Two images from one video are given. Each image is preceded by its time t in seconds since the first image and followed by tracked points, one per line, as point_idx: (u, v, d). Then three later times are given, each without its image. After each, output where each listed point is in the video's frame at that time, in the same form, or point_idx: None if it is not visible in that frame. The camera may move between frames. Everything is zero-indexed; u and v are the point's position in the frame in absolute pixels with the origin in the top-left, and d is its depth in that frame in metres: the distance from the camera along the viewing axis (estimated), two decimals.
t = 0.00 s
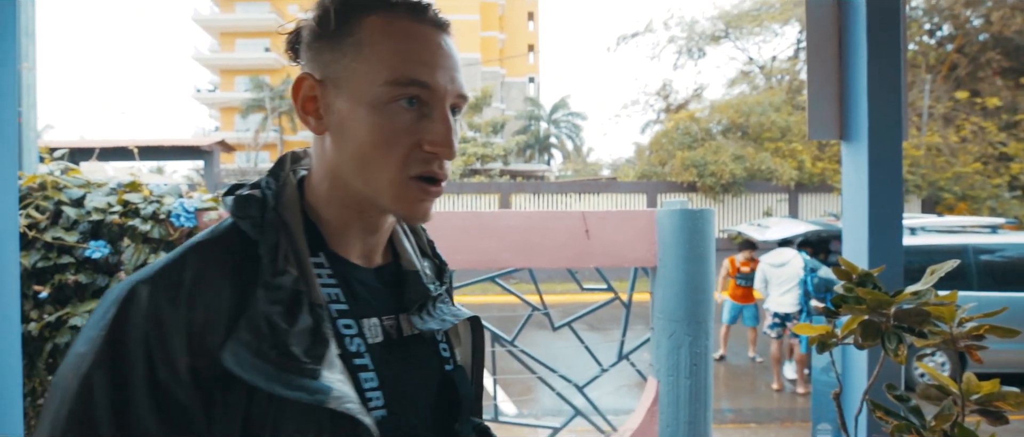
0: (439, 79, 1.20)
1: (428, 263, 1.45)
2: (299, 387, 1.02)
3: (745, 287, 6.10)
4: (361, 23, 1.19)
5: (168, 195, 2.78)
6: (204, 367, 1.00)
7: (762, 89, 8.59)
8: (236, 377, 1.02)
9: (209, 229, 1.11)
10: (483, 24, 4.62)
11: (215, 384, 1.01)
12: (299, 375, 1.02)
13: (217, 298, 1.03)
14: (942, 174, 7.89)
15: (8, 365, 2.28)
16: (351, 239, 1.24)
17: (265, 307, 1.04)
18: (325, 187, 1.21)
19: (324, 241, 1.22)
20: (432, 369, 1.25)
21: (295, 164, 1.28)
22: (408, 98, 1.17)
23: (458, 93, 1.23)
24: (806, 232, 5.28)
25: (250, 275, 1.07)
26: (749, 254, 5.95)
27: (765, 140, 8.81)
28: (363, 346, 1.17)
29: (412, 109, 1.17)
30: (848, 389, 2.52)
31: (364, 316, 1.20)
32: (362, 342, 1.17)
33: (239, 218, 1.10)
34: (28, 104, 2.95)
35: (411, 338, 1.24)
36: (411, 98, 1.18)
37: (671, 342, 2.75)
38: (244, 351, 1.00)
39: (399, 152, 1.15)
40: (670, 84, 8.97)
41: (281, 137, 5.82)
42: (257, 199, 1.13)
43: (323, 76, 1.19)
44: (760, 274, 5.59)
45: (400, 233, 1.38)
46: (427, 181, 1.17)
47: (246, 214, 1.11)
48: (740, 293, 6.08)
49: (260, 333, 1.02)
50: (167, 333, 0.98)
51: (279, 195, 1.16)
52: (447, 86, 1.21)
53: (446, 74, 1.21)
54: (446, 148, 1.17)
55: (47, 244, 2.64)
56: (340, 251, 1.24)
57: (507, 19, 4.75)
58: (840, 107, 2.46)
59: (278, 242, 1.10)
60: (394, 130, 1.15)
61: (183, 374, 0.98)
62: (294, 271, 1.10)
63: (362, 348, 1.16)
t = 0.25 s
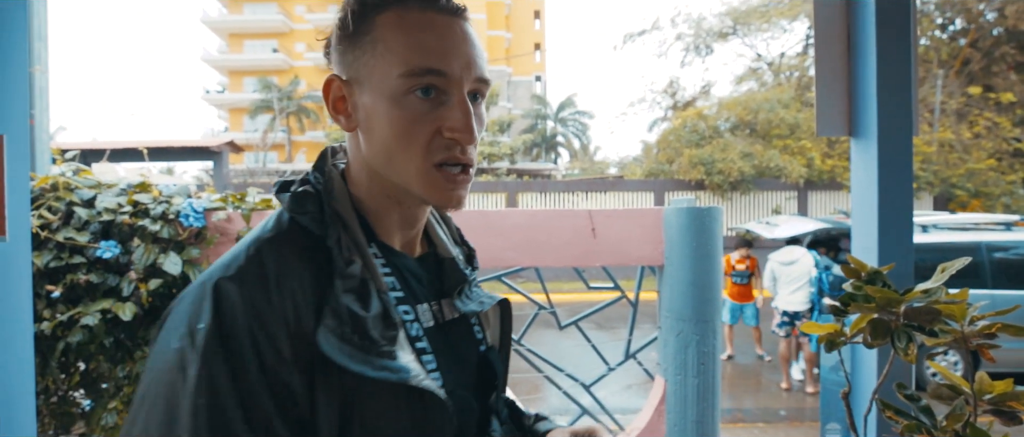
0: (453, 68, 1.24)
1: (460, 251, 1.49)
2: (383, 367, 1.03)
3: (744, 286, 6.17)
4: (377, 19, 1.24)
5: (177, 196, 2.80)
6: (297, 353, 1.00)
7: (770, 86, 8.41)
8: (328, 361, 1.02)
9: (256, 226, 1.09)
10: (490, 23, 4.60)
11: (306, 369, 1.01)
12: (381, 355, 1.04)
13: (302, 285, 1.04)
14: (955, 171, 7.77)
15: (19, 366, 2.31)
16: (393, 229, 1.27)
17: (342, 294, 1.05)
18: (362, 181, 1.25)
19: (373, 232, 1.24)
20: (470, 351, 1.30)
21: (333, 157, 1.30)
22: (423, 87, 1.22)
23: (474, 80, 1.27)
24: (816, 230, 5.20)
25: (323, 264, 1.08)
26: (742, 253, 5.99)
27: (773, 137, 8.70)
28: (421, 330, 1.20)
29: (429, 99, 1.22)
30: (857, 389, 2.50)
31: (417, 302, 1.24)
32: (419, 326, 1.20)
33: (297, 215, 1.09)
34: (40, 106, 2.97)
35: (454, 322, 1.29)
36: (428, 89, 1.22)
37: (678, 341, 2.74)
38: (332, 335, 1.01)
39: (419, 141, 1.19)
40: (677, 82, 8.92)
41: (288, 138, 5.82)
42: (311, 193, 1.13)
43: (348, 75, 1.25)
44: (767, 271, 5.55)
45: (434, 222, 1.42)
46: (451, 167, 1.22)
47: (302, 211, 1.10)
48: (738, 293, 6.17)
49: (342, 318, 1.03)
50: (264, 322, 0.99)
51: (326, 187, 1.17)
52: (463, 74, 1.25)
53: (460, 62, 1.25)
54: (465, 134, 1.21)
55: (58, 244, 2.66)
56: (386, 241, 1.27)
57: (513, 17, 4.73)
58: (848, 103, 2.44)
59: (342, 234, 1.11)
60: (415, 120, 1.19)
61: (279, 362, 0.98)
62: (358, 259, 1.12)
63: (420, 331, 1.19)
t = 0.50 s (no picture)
0: (446, 59, 1.24)
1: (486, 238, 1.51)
2: (405, 347, 1.04)
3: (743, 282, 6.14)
4: (374, 20, 1.27)
5: (180, 194, 2.79)
6: (321, 335, 1.03)
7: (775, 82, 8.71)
8: (352, 343, 1.04)
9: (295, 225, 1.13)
10: (492, 20, 4.61)
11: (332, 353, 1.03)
12: (403, 337, 1.05)
13: (324, 275, 1.05)
14: (959, 167, 7.45)
15: (22, 365, 2.32)
16: (415, 220, 1.29)
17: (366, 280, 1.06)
18: (380, 174, 1.27)
19: (396, 223, 1.27)
20: (501, 333, 1.30)
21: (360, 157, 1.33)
22: (419, 81, 1.23)
23: (471, 68, 1.26)
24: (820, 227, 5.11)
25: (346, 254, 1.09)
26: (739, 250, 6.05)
27: (777, 135, 8.75)
28: (446, 313, 1.21)
29: (424, 92, 1.23)
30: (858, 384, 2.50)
31: (442, 286, 1.25)
32: (445, 309, 1.21)
33: (324, 210, 1.10)
34: (46, 105, 2.98)
35: (483, 306, 1.30)
36: (423, 82, 1.23)
37: (681, 338, 2.74)
38: (356, 318, 1.03)
39: (417, 133, 1.21)
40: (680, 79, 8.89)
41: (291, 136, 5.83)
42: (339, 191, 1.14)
43: (356, 77, 1.29)
44: (772, 269, 5.55)
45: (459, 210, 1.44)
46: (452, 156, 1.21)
47: (329, 206, 1.11)
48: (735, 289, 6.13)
49: (365, 303, 1.04)
50: (286, 311, 1.00)
51: (351, 184, 1.20)
52: (458, 64, 1.25)
53: (453, 52, 1.24)
54: (462, 122, 1.21)
55: (63, 242, 2.67)
56: (411, 232, 1.29)
57: (516, 14, 4.73)
58: (851, 99, 2.43)
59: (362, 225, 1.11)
60: (412, 113, 1.21)
61: (306, 347, 1.00)
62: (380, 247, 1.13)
63: (446, 314, 1.20)
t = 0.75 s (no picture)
0: (444, 61, 1.24)
1: (506, 237, 1.46)
2: (381, 342, 1.01)
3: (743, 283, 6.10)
4: (375, 31, 1.28)
5: (182, 195, 2.79)
6: (298, 329, 1.02)
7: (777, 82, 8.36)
8: (329, 339, 1.03)
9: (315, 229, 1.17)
10: (494, 21, 4.62)
11: (308, 347, 1.02)
12: (382, 333, 1.02)
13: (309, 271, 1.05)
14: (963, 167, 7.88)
15: (26, 367, 2.32)
16: (426, 221, 1.28)
17: (350, 278, 1.04)
18: (389, 178, 1.28)
19: (403, 224, 1.26)
20: (515, 331, 1.27)
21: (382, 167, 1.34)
22: (419, 85, 1.23)
23: (469, 69, 1.26)
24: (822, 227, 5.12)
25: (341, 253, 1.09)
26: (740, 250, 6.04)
27: (780, 134, 8.71)
28: (443, 310, 1.19)
29: (424, 95, 1.22)
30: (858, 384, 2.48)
31: (442, 285, 1.24)
32: (441, 307, 1.20)
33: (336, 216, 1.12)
34: (50, 107, 2.99)
35: (490, 304, 1.27)
36: (423, 85, 1.23)
37: (681, 339, 2.74)
38: (336, 314, 1.01)
39: (419, 133, 1.20)
40: (682, 79, 8.89)
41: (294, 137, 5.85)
42: (348, 195, 1.14)
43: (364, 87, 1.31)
44: (775, 270, 5.51)
45: (476, 209, 1.40)
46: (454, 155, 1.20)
47: (341, 211, 1.12)
48: (735, 290, 6.11)
49: (347, 299, 1.02)
50: (267, 304, 1.03)
51: (363, 189, 1.20)
52: (457, 65, 1.25)
53: (451, 54, 1.24)
54: (461, 121, 1.20)
55: (66, 244, 2.68)
56: (422, 234, 1.28)
57: (517, 16, 4.74)
58: (850, 99, 2.42)
59: (363, 223, 1.09)
60: (413, 116, 1.21)
61: (281, 339, 1.01)
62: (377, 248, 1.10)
63: (441, 312, 1.19)
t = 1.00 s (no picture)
0: (453, 65, 1.23)
1: (507, 231, 1.40)
2: (360, 324, 1.13)
3: (747, 278, 6.11)
4: (392, 26, 1.29)
5: (186, 193, 2.80)
6: (286, 307, 1.16)
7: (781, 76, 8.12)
8: (313, 318, 1.16)
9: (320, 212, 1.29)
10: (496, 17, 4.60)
11: (295, 324, 1.16)
12: (362, 316, 1.14)
13: (299, 256, 1.18)
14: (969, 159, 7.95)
15: (32, 366, 2.33)
16: (422, 216, 1.30)
17: (338, 262, 1.16)
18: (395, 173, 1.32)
19: (401, 214, 1.31)
20: (506, 327, 1.28)
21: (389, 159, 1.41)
22: (425, 86, 1.24)
23: (478, 74, 1.25)
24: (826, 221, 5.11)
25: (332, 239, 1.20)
26: (745, 245, 6.00)
27: (783, 128, 8.77)
28: (430, 300, 1.24)
29: (427, 97, 1.23)
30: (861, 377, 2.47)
31: (433, 275, 1.27)
32: (429, 296, 1.24)
33: (336, 201, 1.22)
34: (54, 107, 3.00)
35: (482, 297, 1.28)
36: (428, 87, 1.24)
37: (685, 333, 2.74)
38: (319, 296, 1.13)
39: (418, 135, 1.22)
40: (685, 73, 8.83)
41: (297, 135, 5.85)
42: (351, 184, 1.24)
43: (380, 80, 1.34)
44: (781, 264, 5.52)
45: (477, 204, 1.38)
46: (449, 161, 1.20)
47: (342, 199, 1.22)
48: (740, 284, 6.10)
49: (332, 283, 1.15)
50: (260, 283, 1.18)
51: (365, 182, 1.28)
52: (464, 69, 1.24)
53: (459, 58, 1.24)
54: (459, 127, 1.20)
55: (72, 242, 2.69)
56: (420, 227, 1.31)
57: (519, 11, 4.71)
58: (852, 90, 2.38)
59: (359, 212, 1.20)
60: (414, 117, 1.22)
61: (268, 314, 1.15)
62: (368, 235, 1.21)
63: (429, 301, 1.24)
